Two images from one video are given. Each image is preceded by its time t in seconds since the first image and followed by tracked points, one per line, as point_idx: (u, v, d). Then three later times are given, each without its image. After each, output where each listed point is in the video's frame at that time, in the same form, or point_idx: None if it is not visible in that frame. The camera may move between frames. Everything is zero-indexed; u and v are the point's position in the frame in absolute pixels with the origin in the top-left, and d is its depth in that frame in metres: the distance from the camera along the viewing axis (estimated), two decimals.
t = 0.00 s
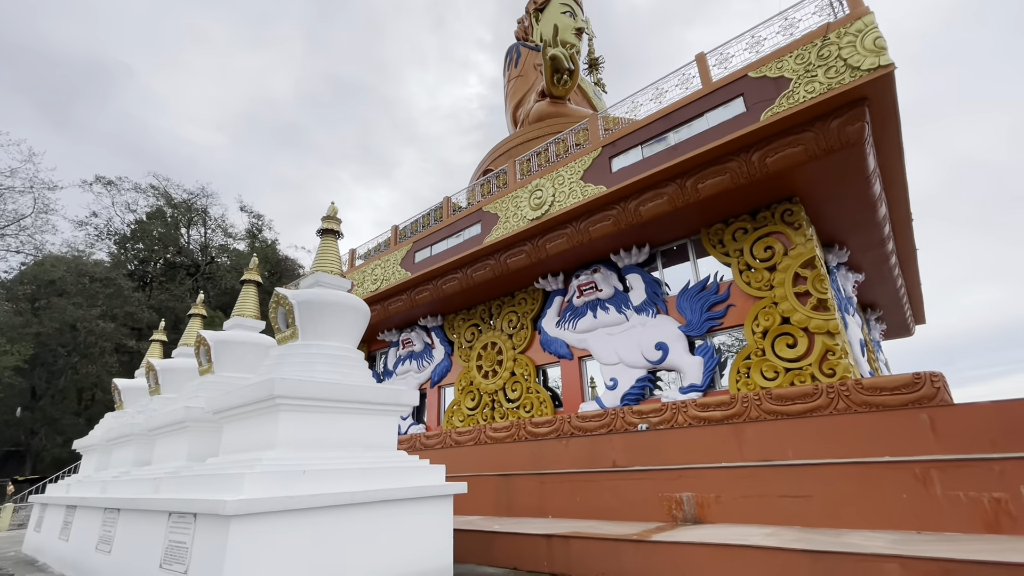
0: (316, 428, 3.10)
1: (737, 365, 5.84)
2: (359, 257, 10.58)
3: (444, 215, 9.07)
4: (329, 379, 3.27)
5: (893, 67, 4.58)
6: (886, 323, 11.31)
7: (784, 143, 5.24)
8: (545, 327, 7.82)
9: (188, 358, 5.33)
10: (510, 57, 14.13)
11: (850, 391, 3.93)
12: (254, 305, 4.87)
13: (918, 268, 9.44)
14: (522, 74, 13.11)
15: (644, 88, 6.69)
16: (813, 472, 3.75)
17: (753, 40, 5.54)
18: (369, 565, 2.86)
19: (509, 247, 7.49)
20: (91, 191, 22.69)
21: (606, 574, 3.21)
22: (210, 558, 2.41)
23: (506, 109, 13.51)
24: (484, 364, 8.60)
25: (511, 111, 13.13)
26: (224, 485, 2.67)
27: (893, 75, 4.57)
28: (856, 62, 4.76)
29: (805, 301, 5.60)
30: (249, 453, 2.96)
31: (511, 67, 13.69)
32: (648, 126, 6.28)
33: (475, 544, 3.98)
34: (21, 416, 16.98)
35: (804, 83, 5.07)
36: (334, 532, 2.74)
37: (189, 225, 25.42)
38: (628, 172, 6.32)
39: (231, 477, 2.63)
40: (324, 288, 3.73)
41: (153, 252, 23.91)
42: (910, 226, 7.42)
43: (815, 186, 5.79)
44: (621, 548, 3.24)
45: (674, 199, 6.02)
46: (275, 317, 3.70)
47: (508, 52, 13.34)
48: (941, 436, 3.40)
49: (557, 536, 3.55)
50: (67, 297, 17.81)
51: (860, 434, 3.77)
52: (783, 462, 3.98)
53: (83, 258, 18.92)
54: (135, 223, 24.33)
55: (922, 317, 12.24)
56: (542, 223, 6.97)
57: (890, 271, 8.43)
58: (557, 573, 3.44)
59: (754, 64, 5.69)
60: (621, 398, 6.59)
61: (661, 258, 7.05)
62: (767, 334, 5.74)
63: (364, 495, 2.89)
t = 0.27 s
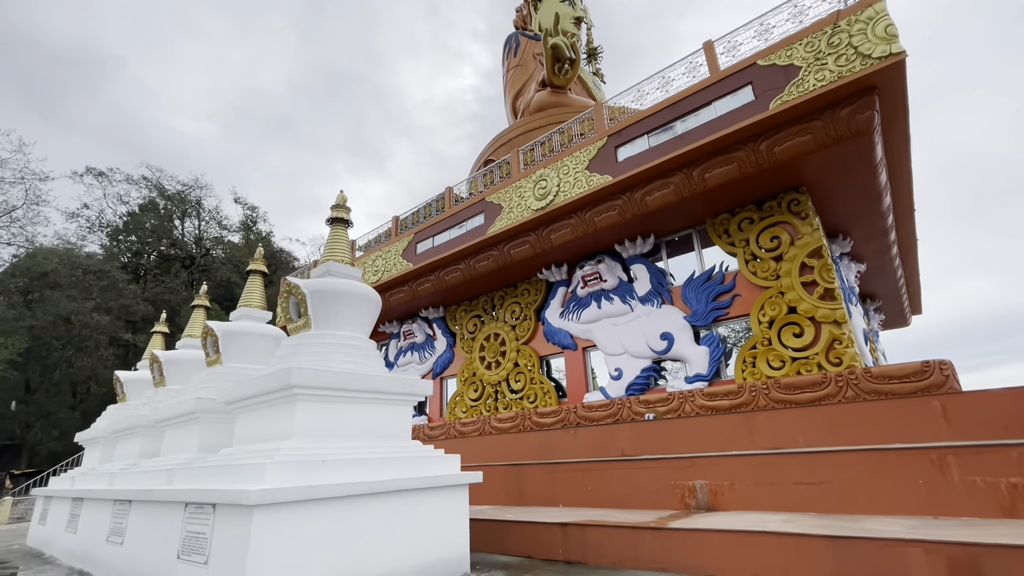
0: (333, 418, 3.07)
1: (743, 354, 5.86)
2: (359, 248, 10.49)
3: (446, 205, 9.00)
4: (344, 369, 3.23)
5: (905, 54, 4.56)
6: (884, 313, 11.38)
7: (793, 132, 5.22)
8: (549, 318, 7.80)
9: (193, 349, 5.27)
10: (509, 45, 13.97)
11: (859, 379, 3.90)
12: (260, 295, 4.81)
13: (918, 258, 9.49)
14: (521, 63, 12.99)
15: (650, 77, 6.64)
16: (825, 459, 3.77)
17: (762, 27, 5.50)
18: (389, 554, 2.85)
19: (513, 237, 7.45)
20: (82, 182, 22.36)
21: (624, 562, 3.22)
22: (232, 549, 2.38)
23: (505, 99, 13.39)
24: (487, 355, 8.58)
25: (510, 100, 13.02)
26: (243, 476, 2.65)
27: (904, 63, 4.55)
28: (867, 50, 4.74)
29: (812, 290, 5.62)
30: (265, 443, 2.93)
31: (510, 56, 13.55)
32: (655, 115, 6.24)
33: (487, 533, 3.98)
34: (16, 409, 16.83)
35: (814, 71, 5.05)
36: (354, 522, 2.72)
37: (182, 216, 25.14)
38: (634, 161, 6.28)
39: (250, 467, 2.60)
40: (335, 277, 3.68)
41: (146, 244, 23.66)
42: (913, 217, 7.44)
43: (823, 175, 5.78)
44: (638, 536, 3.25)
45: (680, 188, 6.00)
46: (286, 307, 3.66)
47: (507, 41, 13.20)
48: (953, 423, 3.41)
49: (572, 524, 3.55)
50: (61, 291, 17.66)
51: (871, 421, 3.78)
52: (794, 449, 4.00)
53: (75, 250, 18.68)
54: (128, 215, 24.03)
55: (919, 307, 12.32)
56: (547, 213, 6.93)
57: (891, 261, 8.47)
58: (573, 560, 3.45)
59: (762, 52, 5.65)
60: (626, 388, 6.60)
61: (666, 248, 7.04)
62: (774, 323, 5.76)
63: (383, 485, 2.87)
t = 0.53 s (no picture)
0: (347, 410, 3.03)
1: (748, 346, 5.87)
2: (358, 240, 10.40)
3: (447, 197, 8.93)
4: (357, 361, 3.19)
5: (915, 44, 4.54)
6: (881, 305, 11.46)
7: (801, 122, 5.20)
8: (552, 310, 7.78)
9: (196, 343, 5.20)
10: (507, 35, 13.83)
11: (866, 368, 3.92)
12: (265, 287, 4.75)
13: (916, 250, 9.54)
14: (520, 53, 12.86)
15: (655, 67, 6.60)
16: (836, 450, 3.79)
17: (770, 16, 5.46)
18: (406, 547, 2.82)
19: (516, 229, 7.41)
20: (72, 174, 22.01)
21: (639, 552, 3.22)
22: (252, 543, 2.35)
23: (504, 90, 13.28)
24: (488, 348, 8.56)
25: (509, 92, 12.91)
26: (260, 469, 2.61)
27: (915, 53, 4.53)
28: (877, 40, 4.71)
29: (818, 282, 5.62)
30: (279, 436, 2.89)
31: (508, 47, 13.42)
32: (661, 105, 6.20)
33: (499, 524, 3.97)
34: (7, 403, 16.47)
35: (823, 61, 5.02)
36: (372, 515, 2.69)
37: (175, 209, 24.84)
38: (639, 152, 6.24)
39: (267, 461, 2.56)
40: (345, 268, 3.63)
41: (138, 237, 23.37)
42: (914, 208, 7.46)
43: (829, 166, 5.78)
44: (654, 527, 3.25)
45: (686, 179, 5.98)
46: (295, 299, 3.61)
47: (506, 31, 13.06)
48: (964, 413, 3.44)
49: (586, 516, 3.55)
50: (52, 284, 17.27)
51: (881, 412, 3.79)
52: (804, 440, 4.02)
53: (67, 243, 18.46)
54: (119, 207, 23.72)
55: (915, 299, 12.42)
56: (550, 205, 6.89)
57: (892, 253, 8.50)
58: (588, 552, 3.45)
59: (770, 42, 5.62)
60: (630, 380, 6.61)
61: (670, 239, 7.02)
62: (779, 314, 5.77)
63: (400, 477, 2.84)
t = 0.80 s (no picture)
0: (364, 398, 3.00)
1: (754, 335, 5.88)
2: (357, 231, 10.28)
3: (449, 186, 8.84)
4: (372, 348, 3.15)
5: (927, 32, 4.51)
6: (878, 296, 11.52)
7: (810, 111, 5.17)
8: (555, 301, 7.76)
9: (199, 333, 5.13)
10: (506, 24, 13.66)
11: (875, 358, 3.93)
12: (271, 276, 4.68)
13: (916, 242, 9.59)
14: (520, 42, 12.70)
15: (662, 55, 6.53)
16: (849, 437, 3.81)
17: (780, 3, 5.41)
18: (426, 534, 2.80)
19: (520, 218, 7.35)
20: (61, 163, 21.61)
21: (656, 539, 3.23)
22: (274, 532, 2.32)
23: (503, 79, 13.14)
24: (491, 338, 8.53)
25: (509, 81, 12.78)
26: (278, 458, 2.58)
27: (927, 40, 4.51)
28: (889, 26, 4.67)
29: (824, 271, 5.62)
30: (296, 425, 2.85)
31: (508, 35, 13.25)
32: (668, 93, 6.15)
33: (511, 512, 3.97)
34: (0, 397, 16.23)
35: (834, 49, 4.98)
36: (392, 503, 2.67)
37: (168, 199, 24.52)
38: (646, 141, 6.19)
39: (287, 449, 2.52)
40: (357, 255, 3.58)
41: (131, 228, 23.06)
42: (917, 199, 7.47)
43: (836, 155, 5.76)
44: (671, 514, 3.25)
45: (693, 168, 5.95)
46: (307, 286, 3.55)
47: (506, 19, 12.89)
48: (977, 399, 3.44)
49: (600, 504, 3.54)
50: (44, 275, 17.02)
51: (893, 399, 3.80)
52: (815, 428, 4.03)
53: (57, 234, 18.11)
54: (110, 197, 23.33)
55: (911, 290, 12.50)
56: (555, 194, 6.84)
57: (893, 244, 8.53)
58: (602, 539, 3.45)
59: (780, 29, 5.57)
60: (635, 369, 6.61)
61: (674, 229, 7.00)
62: (785, 304, 5.77)
63: (419, 465, 2.82)
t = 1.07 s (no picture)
0: (381, 390, 2.96)
1: (760, 327, 5.88)
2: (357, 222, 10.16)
3: (451, 177, 8.77)
4: (388, 340, 3.11)
5: (940, 22, 4.49)
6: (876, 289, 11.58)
7: (821, 101, 5.15)
8: (559, 293, 7.73)
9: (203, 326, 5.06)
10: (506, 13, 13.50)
11: (884, 348, 3.97)
12: (277, 267, 4.61)
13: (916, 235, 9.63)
14: (520, 31, 12.56)
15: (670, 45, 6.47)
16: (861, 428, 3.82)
17: None
18: (445, 527, 2.78)
19: (524, 210, 7.30)
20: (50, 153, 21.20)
21: (673, 530, 3.23)
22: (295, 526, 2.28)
23: (503, 69, 13.00)
24: (494, 331, 8.50)
25: (508, 71, 12.65)
26: (298, 450, 2.54)
27: (940, 30, 4.48)
28: (902, 16, 4.64)
29: (831, 263, 5.62)
30: (312, 417, 2.81)
31: (507, 25, 13.10)
32: (676, 83, 6.10)
33: (523, 504, 3.96)
34: None
35: (845, 39, 4.95)
36: (413, 495, 2.64)
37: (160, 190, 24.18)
38: (653, 132, 6.15)
39: (306, 442, 2.48)
40: (369, 246, 3.52)
41: (123, 219, 22.75)
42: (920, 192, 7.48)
43: (844, 147, 5.74)
44: (687, 505, 3.25)
45: (701, 159, 5.92)
46: (321, 277, 3.49)
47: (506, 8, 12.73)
48: (990, 390, 3.47)
49: (615, 495, 3.53)
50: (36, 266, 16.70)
51: (904, 390, 3.83)
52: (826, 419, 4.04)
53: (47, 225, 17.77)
54: (101, 188, 22.95)
55: (908, 283, 12.57)
56: (560, 185, 6.79)
57: (894, 237, 8.55)
58: (618, 530, 3.45)
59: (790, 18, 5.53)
60: (640, 361, 6.61)
61: (680, 221, 6.98)
62: (792, 296, 5.77)
63: (438, 457, 2.79)
